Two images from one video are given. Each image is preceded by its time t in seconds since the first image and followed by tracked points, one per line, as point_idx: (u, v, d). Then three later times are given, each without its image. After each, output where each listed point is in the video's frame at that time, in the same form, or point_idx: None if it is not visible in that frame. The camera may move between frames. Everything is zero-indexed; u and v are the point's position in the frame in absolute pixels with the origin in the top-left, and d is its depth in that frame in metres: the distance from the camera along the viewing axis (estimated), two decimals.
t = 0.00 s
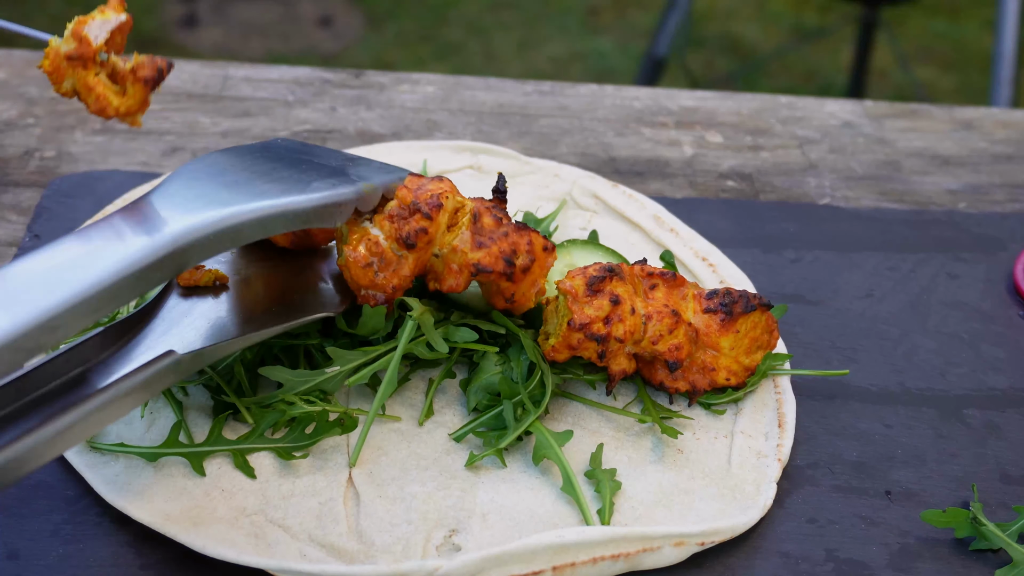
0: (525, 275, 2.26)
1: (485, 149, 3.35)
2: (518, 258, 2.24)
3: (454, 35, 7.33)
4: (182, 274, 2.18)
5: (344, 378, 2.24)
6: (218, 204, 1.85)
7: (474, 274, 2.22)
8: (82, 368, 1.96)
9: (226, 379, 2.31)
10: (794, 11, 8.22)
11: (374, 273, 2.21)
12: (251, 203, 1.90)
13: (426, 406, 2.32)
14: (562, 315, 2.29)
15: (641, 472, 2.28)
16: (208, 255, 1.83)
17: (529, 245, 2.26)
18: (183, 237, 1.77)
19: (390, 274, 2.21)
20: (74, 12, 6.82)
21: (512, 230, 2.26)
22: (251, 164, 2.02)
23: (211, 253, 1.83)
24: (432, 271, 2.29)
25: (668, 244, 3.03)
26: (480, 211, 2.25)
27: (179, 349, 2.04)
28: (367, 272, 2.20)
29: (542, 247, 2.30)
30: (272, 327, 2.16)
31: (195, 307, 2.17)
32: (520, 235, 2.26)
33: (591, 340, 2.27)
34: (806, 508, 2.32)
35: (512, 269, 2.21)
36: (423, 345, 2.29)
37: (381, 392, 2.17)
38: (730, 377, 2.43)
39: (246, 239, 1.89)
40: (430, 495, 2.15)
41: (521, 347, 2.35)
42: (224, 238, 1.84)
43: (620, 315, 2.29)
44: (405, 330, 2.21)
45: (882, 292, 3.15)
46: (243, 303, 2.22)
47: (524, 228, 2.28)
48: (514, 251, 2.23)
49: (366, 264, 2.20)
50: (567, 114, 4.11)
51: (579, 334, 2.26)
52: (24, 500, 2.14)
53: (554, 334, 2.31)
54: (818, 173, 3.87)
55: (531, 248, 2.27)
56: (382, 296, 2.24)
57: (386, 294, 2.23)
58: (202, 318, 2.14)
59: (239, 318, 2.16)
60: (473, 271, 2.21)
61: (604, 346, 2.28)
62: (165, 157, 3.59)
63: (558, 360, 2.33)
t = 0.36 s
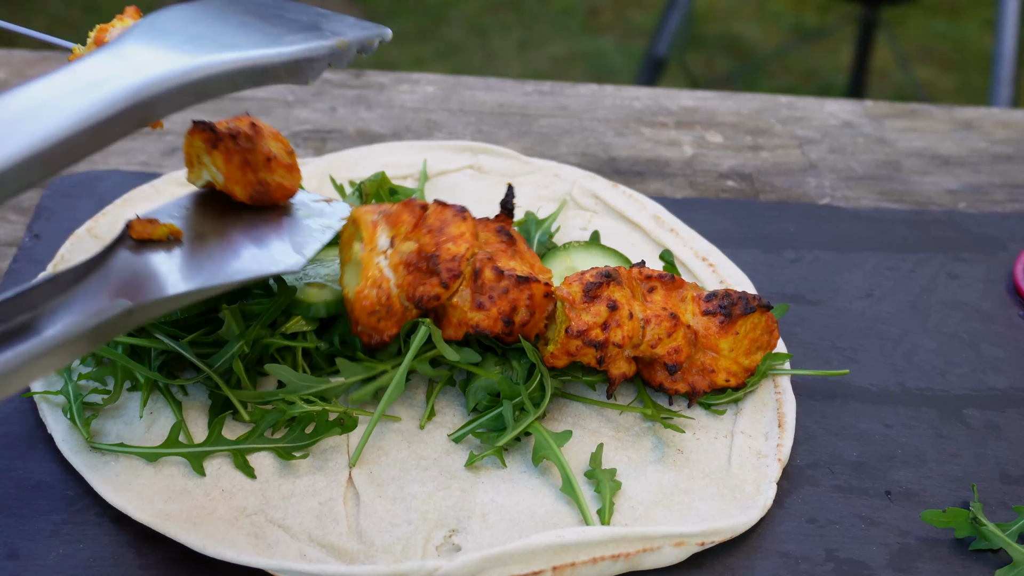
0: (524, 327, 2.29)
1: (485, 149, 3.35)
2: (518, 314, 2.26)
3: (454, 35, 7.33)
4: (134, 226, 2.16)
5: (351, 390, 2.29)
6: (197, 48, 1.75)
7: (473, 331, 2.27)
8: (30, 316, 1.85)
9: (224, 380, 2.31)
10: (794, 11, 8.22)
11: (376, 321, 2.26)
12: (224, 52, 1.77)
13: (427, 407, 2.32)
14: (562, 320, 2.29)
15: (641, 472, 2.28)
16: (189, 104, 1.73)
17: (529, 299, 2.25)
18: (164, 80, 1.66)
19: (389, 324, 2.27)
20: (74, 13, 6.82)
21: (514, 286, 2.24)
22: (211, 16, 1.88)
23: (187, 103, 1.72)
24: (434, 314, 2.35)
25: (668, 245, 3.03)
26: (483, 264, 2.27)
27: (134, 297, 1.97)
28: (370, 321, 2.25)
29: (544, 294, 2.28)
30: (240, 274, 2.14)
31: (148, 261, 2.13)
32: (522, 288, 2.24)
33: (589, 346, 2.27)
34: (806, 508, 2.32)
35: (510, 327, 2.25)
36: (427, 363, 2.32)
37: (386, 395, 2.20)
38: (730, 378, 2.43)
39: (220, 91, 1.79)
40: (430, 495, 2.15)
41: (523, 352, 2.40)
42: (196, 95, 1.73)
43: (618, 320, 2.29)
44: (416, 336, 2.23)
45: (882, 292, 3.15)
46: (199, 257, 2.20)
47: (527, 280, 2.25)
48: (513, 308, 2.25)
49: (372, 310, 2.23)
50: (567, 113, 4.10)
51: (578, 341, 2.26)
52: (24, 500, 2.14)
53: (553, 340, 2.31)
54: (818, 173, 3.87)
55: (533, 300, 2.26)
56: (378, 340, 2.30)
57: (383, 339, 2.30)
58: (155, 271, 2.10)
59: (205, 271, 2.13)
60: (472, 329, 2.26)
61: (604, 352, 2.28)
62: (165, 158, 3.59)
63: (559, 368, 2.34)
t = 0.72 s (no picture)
0: (517, 315, 2.28)
1: (485, 149, 3.35)
2: (508, 303, 2.26)
3: (455, 36, 7.33)
4: (72, 227, 2.08)
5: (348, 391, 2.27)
6: (138, 59, 1.73)
7: (466, 327, 2.27)
8: None
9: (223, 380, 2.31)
10: (794, 11, 8.21)
11: (368, 330, 2.28)
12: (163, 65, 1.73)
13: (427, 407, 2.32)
14: (562, 319, 2.29)
15: (641, 472, 2.28)
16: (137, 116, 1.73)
17: (517, 286, 2.25)
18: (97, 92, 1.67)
19: (381, 331, 2.30)
20: (75, 12, 6.82)
21: (498, 275, 2.24)
22: (161, 29, 1.83)
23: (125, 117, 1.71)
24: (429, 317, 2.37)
25: (668, 244, 3.03)
26: (464, 259, 2.26)
27: (71, 306, 1.90)
28: (362, 330, 2.27)
29: (531, 280, 2.27)
30: (169, 283, 2.01)
31: (83, 264, 2.06)
32: (506, 277, 2.24)
33: (590, 345, 2.27)
34: (806, 508, 2.32)
35: (502, 318, 2.24)
36: (427, 367, 2.32)
37: (380, 392, 2.18)
38: (729, 378, 2.43)
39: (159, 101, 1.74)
40: (430, 495, 2.15)
41: (521, 351, 2.39)
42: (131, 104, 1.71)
43: (618, 319, 2.29)
44: (410, 331, 2.21)
45: (882, 292, 3.15)
46: (138, 262, 2.08)
47: (511, 268, 2.25)
48: (502, 298, 2.25)
49: (361, 321, 2.26)
50: (567, 114, 4.10)
51: (577, 340, 2.26)
52: (24, 500, 2.14)
53: (553, 339, 2.31)
54: (818, 173, 3.87)
55: (520, 287, 2.26)
56: (376, 348, 2.33)
57: (379, 347, 2.32)
58: (91, 275, 2.02)
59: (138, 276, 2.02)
60: (465, 324, 2.27)
61: (603, 351, 2.28)
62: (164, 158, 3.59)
63: (559, 365, 2.34)
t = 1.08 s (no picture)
0: (517, 316, 2.28)
1: (485, 149, 3.35)
2: (508, 304, 2.26)
3: (455, 36, 7.32)
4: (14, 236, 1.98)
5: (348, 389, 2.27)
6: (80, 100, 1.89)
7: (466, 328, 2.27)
8: None
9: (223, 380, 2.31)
10: (794, 11, 8.21)
11: (367, 330, 2.28)
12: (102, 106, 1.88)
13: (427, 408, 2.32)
14: (562, 319, 2.29)
15: (641, 472, 2.28)
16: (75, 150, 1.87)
17: (517, 287, 2.25)
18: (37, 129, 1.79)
19: (381, 332, 2.30)
20: (75, 12, 6.82)
21: (498, 275, 2.24)
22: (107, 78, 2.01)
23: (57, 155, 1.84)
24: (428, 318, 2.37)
25: (668, 244, 3.03)
26: (464, 260, 2.26)
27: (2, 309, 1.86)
28: (362, 331, 2.27)
29: (531, 280, 2.27)
30: (113, 284, 1.90)
31: (26, 274, 1.98)
32: (506, 277, 2.24)
33: (590, 345, 2.27)
34: (806, 508, 2.31)
35: (502, 319, 2.24)
36: (427, 368, 2.32)
37: (380, 392, 2.18)
38: (729, 378, 2.43)
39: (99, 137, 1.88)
40: (430, 495, 2.15)
41: (521, 351, 2.39)
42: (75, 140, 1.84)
43: (617, 319, 2.29)
44: (410, 331, 2.21)
45: (882, 292, 3.15)
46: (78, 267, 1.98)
47: (511, 268, 2.24)
48: (502, 298, 2.24)
49: (360, 322, 2.26)
50: (567, 114, 4.10)
51: (577, 340, 2.26)
52: (24, 500, 2.14)
53: (552, 339, 2.31)
54: (818, 173, 3.87)
55: (519, 288, 2.25)
56: (376, 348, 2.33)
57: (379, 347, 2.32)
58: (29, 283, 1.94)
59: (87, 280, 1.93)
60: (464, 325, 2.27)
61: (603, 351, 2.28)
62: (165, 158, 3.59)
63: (559, 366, 2.34)
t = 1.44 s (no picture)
0: (516, 316, 2.28)
1: (485, 149, 3.35)
2: (508, 304, 2.26)
3: (454, 35, 7.33)
4: None
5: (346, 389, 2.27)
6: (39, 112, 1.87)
7: (466, 329, 2.27)
8: None
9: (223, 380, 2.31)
10: (793, 11, 8.21)
11: (367, 330, 2.28)
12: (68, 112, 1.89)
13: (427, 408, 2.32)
14: (562, 319, 2.30)
15: (641, 472, 2.28)
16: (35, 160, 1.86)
17: (517, 287, 2.25)
18: None
19: (381, 333, 2.30)
20: (75, 13, 6.82)
21: (498, 275, 2.24)
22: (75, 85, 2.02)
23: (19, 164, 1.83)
24: (428, 317, 2.37)
25: (668, 244, 3.03)
26: (464, 260, 2.26)
27: None
28: (362, 331, 2.27)
29: (531, 281, 2.26)
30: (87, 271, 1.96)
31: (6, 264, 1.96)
32: (506, 277, 2.24)
33: (590, 346, 2.26)
34: (806, 508, 2.31)
35: (502, 319, 2.24)
36: (427, 368, 2.32)
37: (380, 392, 2.18)
38: (729, 378, 2.43)
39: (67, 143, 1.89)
40: (430, 495, 2.15)
41: (521, 351, 2.39)
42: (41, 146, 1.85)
43: (617, 319, 2.29)
44: (410, 332, 2.21)
45: (882, 292, 3.15)
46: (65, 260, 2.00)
47: (511, 268, 2.24)
48: (502, 298, 2.24)
49: (360, 322, 2.26)
50: (567, 113, 4.10)
51: (577, 340, 2.26)
52: (23, 500, 2.14)
53: (552, 339, 2.32)
54: (818, 173, 3.87)
55: (519, 288, 2.25)
56: (375, 348, 2.33)
57: (379, 347, 2.32)
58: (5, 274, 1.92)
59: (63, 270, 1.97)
60: (464, 325, 2.27)
61: (603, 351, 2.28)
62: (164, 158, 3.59)
63: (559, 366, 2.34)
